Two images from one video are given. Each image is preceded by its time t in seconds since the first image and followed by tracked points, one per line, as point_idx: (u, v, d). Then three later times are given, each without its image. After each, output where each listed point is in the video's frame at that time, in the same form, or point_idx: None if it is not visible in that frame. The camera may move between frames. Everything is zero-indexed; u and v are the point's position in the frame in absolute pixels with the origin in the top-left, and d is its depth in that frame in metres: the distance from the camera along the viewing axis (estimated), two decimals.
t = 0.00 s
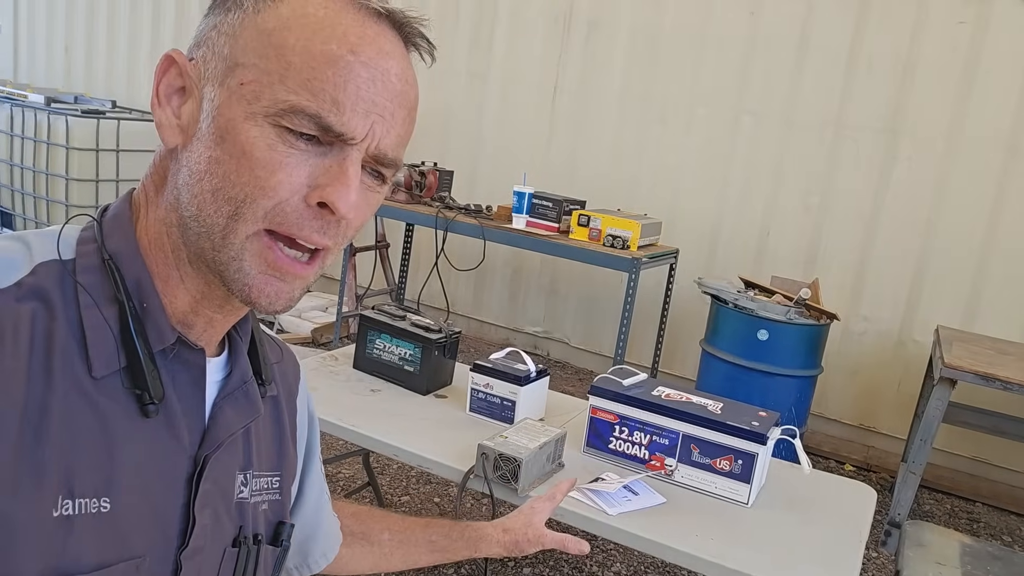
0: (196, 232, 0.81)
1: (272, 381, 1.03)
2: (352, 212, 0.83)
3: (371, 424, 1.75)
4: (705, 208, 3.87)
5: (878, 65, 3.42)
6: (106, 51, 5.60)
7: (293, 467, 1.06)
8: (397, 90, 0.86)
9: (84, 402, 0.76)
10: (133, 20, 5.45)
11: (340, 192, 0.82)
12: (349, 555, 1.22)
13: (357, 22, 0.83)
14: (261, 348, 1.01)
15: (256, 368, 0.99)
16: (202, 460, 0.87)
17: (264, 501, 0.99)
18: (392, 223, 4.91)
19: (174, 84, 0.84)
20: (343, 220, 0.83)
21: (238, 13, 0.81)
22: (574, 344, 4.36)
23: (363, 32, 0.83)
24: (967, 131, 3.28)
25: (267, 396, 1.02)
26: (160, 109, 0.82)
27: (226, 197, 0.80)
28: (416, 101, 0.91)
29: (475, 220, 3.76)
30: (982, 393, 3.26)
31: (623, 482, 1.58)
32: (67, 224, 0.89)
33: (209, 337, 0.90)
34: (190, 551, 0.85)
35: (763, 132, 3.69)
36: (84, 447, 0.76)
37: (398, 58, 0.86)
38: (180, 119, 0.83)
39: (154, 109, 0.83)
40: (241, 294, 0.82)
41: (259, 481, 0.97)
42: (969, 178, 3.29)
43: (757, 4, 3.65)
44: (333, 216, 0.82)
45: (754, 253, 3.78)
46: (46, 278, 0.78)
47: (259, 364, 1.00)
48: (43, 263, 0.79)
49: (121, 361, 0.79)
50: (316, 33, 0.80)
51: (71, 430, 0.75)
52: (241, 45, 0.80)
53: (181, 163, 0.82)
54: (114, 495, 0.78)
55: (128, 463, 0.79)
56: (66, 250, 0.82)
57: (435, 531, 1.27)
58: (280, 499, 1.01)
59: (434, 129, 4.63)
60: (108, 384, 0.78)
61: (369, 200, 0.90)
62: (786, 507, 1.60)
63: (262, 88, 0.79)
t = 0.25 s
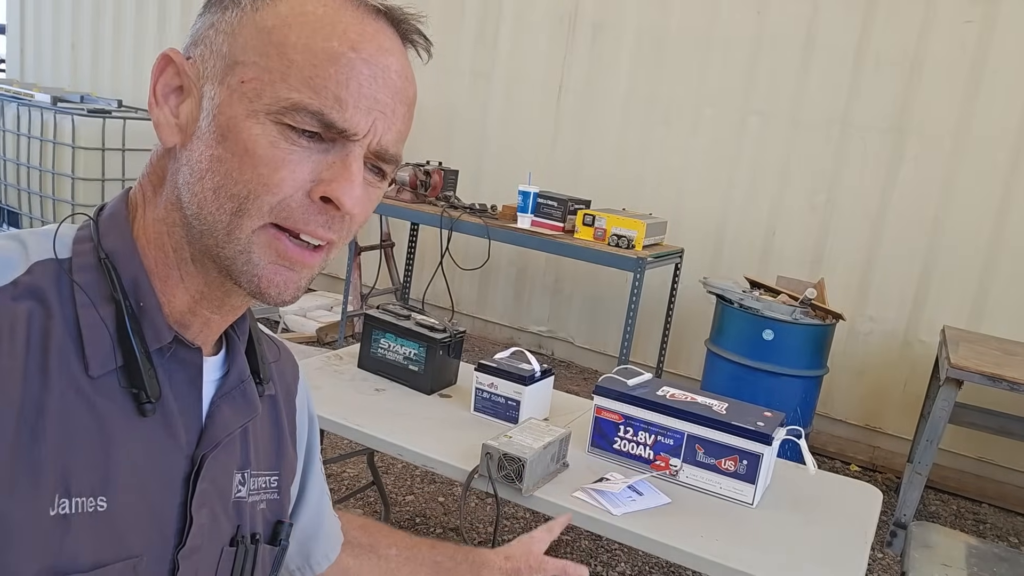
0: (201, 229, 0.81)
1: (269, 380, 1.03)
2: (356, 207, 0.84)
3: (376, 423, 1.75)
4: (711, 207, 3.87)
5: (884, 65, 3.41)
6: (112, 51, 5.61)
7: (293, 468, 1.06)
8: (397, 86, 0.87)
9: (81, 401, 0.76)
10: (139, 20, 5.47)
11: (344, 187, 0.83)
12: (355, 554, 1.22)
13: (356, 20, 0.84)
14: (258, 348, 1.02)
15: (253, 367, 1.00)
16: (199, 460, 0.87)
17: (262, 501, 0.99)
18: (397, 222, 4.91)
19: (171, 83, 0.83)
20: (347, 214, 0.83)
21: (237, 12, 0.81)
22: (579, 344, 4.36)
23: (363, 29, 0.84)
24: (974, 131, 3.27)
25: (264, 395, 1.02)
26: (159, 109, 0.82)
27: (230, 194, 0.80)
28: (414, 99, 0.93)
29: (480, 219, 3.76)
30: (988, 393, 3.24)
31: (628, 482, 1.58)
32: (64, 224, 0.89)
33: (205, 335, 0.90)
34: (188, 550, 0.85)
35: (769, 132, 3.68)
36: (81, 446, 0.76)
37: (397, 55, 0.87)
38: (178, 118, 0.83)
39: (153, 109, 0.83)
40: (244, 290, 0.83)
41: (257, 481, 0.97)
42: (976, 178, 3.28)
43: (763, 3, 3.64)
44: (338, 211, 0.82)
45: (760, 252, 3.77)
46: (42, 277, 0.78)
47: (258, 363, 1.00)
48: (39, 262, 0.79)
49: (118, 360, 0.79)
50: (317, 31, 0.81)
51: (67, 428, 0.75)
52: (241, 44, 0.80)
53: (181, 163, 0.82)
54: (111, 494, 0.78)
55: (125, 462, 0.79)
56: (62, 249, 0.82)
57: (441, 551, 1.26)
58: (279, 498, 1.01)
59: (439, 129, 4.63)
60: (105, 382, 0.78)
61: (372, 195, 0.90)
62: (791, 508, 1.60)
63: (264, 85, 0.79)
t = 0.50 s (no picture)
0: (214, 230, 0.81)
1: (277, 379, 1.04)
2: (367, 203, 0.85)
3: (382, 423, 1.75)
4: (718, 208, 3.86)
5: (893, 65, 3.40)
6: (121, 51, 5.64)
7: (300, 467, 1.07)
8: (402, 85, 0.88)
9: (89, 398, 0.76)
10: (148, 20, 5.49)
11: (355, 183, 0.83)
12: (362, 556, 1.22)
13: (361, 20, 0.84)
14: (266, 347, 1.03)
15: (262, 367, 1.01)
16: (207, 457, 0.87)
17: (269, 501, 0.99)
18: (404, 223, 4.92)
19: (174, 86, 0.83)
20: (359, 211, 0.84)
21: (240, 13, 0.81)
22: (586, 344, 4.36)
23: (368, 29, 0.84)
24: (984, 131, 3.25)
25: (274, 394, 1.03)
26: (164, 113, 0.81)
27: (242, 194, 0.80)
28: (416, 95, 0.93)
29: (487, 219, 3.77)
30: (997, 396, 3.23)
31: (635, 483, 1.57)
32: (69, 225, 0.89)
33: (209, 333, 0.90)
34: (195, 548, 0.85)
35: (777, 132, 3.67)
36: (88, 442, 0.76)
37: (401, 53, 0.88)
38: (183, 120, 0.82)
39: (156, 113, 0.82)
40: (258, 288, 0.83)
41: (265, 480, 0.98)
42: (986, 179, 3.26)
43: (772, 3, 3.63)
44: (350, 207, 0.83)
45: (767, 253, 3.76)
46: (49, 275, 0.79)
47: (265, 362, 1.01)
48: (46, 260, 0.80)
49: (126, 356, 0.79)
50: (323, 30, 0.81)
51: (75, 425, 0.75)
52: (246, 44, 0.80)
53: (188, 164, 0.82)
54: (119, 490, 0.78)
55: (133, 458, 0.79)
56: (69, 247, 0.83)
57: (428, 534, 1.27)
58: (286, 498, 1.02)
59: (446, 129, 4.63)
60: (113, 379, 0.78)
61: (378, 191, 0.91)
62: (798, 510, 1.60)
63: (272, 86, 0.80)
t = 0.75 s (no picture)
0: (205, 250, 0.81)
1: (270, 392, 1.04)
2: (357, 223, 0.86)
3: (387, 431, 1.75)
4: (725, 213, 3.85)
5: (901, 69, 3.38)
6: (130, 54, 5.67)
7: (296, 478, 1.06)
8: (395, 103, 0.88)
9: (80, 418, 0.76)
10: (157, 24, 5.51)
11: (346, 204, 0.84)
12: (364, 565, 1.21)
13: (354, 39, 0.85)
14: (258, 359, 1.03)
15: (253, 380, 1.01)
16: (201, 475, 0.87)
17: (264, 514, 0.99)
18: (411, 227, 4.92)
19: (165, 103, 0.82)
20: (350, 231, 0.85)
21: (232, 32, 0.81)
22: (592, 349, 4.35)
23: (361, 48, 0.85)
24: (993, 136, 3.23)
25: (265, 407, 1.03)
26: (154, 131, 0.81)
27: (233, 214, 0.80)
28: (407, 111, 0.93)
29: (493, 224, 3.77)
30: (1006, 403, 3.20)
31: (639, 493, 1.57)
32: (56, 243, 0.89)
33: (200, 350, 0.90)
34: (190, 567, 0.85)
35: (784, 137, 3.66)
36: (80, 463, 0.76)
37: (394, 71, 0.88)
38: (173, 138, 0.82)
39: (146, 130, 0.82)
40: (249, 308, 0.84)
41: (259, 493, 0.98)
42: (994, 184, 3.24)
43: (779, 7, 3.62)
44: (341, 227, 0.84)
45: (774, 258, 3.75)
46: (37, 296, 0.79)
47: (258, 376, 1.01)
48: (34, 281, 0.80)
49: (117, 377, 0.79)
50: (316, 50, 0.81)
51: (66, 446, 0.75)
52: (238, 64, 0.80)
53: (179, 184, 0.82)
54: (112, 511, 0.78)
55: (125, 478, 0.79)
56: (56, 267, 0.82)
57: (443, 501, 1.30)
58: (281, 509, 1.02)
59: (453, 133, 4.64)
60: (104, 400, 0.78)
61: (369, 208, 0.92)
62: (804, 520, 1.59)
63: (264, 106, 0.80)
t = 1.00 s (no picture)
0: (190, 246, 0.80)
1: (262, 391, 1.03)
2: (346, 221, 0.85)
3: (392, 432, 1.75)
4: (733, 215, 3.83)
5: (910, 71, 3.36)
6: (139, 57, 5.70)
7: (288, 478, 1.06)
8: (386, 99, 0.87)
9: (68, 416, 0.76)
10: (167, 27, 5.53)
11: (333, 202, 0.83)
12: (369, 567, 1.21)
13: (344, 33, 0.84)
14: (252, 356, 1.01)
15: (247, 379, 1.00)
16: (191, 474, 0.86)
17: (256, 514, 0.98)
18: (418, 229, 4.93)
19: (152, 96, 0.82)
20: (337, 229, 0.84)
21: (219, 25, 0.80)
22: (599, 352, 4.34)
23: (351, 42, 0.84)
24: (1004, 138, 3.21)
25: (257, 406, 1.02)
26: (141, 124, 0.81)
27: (218, 210, 0.79)
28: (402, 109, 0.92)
29: (499, 226, 3.77)
30: (1016, 407, 3.18)
31: (645, 495, 1.56)
32: (46, 237, 0.88)
33: (192, 348, 0.90)
34: (179, 566, 0.85)
35: (793, 139, 3.64)
36: (67, 460, 0.76)
37: (385, 67, 0.87)
38: (161, 132, 0.82)
39: (134, 124, 0.82)
40: (237, 305, 0.83)
41: (250, 493, 0.97)
42: (1005, 186, 3.22)
43: (787, 9, 3.61)
44: (328, 225, 0.83)
45: (783, 260, 3.73)
46: (25, 292, 0.78)
47: (249, 374, 1.00)
48: (22, 276, 0.79)
49: (105, 374, 0.79)
50: (303, 45, 0.80)
51: (54, 444, 0.75)
52: (224, 57, 0.79)
53: (166, 178, 0.82)
54: (99, 509, 0.78)
55: (114, 476, 0.79)
56: (44, 262, 0.82)
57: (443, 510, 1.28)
58: (273, 510, 1.02)
59: (460, 136, 4.64)
60: (92, 398, 0.78)
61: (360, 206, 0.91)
62: (812, 523, 1.57)
63: (250, 101, 0.79)
